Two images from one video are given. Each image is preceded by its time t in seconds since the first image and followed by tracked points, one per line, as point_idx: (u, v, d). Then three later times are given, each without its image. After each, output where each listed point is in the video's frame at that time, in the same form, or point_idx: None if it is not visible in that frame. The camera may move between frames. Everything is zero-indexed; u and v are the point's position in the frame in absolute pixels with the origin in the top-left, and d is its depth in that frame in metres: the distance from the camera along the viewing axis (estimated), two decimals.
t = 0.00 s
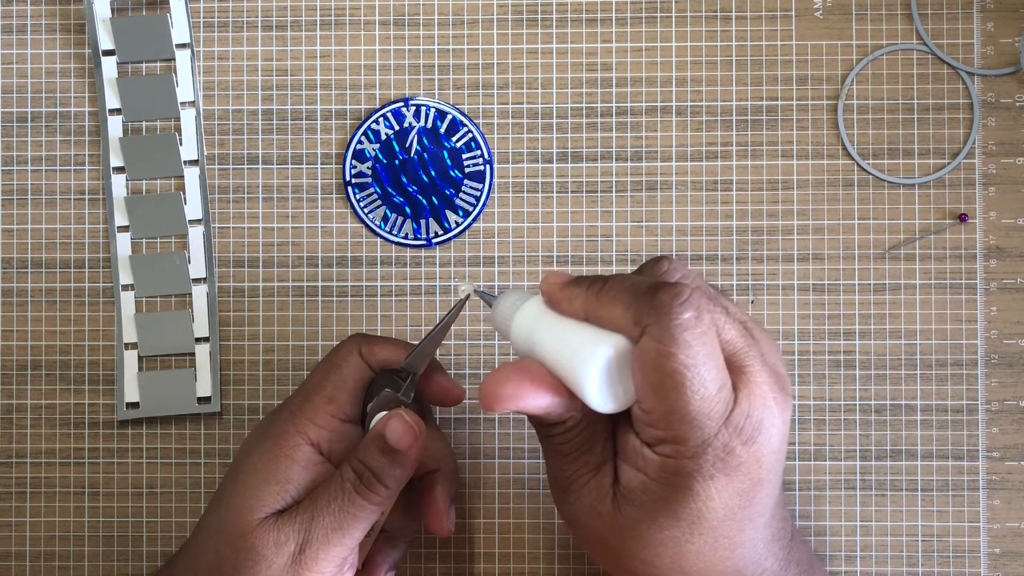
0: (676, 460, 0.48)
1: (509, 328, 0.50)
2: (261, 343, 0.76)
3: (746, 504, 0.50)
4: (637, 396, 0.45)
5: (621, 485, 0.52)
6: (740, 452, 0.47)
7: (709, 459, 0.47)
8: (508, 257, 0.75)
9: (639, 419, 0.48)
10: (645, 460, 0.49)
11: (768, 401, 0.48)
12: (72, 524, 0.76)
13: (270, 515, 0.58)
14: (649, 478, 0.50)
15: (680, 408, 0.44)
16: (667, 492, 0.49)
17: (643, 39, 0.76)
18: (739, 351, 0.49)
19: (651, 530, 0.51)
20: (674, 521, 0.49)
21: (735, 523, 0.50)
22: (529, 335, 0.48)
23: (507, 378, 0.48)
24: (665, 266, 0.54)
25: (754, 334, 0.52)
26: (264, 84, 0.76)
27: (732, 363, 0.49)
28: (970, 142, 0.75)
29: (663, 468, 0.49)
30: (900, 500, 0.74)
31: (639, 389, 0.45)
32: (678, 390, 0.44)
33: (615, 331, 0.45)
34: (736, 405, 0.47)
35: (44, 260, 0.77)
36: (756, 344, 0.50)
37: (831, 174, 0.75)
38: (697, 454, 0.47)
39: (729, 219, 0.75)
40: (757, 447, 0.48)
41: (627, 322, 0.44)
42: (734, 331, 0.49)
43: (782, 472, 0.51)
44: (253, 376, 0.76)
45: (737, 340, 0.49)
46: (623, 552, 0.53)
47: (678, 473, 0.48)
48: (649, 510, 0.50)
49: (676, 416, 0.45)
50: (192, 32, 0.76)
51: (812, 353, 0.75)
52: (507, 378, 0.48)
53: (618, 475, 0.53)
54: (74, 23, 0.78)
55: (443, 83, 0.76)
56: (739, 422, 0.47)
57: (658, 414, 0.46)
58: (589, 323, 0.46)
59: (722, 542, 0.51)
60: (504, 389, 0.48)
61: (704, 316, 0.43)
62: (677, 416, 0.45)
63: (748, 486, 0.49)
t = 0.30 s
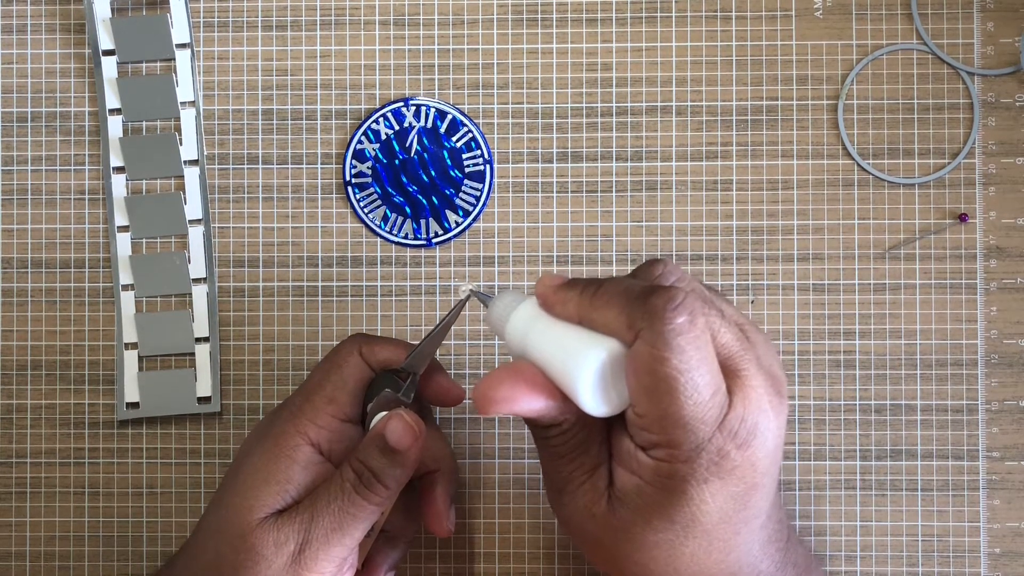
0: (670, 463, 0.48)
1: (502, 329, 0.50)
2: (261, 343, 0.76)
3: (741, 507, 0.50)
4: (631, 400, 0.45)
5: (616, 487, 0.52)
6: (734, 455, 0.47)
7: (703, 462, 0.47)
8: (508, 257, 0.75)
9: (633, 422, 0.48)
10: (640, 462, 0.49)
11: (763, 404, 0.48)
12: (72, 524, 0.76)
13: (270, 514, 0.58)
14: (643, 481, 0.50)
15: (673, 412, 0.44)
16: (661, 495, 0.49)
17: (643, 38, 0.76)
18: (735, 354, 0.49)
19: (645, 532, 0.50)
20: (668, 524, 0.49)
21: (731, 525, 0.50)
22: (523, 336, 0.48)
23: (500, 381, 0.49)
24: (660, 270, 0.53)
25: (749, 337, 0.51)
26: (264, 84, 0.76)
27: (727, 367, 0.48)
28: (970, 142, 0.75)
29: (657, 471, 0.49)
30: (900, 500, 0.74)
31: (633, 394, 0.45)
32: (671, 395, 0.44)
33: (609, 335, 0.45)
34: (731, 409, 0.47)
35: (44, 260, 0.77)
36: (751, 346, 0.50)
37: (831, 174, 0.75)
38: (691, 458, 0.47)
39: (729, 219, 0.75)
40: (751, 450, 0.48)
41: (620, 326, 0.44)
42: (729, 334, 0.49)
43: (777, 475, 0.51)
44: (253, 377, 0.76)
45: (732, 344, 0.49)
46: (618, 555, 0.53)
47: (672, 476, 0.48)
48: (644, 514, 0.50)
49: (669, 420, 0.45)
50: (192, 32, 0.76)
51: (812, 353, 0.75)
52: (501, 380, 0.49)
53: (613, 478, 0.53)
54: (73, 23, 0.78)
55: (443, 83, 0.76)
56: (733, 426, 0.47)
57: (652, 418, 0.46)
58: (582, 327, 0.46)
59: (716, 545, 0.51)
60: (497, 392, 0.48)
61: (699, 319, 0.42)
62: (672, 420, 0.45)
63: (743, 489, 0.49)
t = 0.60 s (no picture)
0: (665, 470, 0.48)
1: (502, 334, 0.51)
2: (261, 343, 0.76)
3: (737, 514, 0.50)
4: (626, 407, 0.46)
5: (612, 494, 0.52)
6: (730, 462, 0.47)
7: (698, 469, 0.47)
8: (508, 257, 0.75)
9: (629, 429, 0.48)
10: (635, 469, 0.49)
11: (757, 411, 0.48)
12: (72, 524, 0.76)
13: (266, 511, 0.58)
14: (638, 488, 0.50)
15: (668, 419, 0.44)
16: (657, 502, 0.49)
17: (643, 39, 0.76)
18: (729, 360, 0.49)
19: (640, 539, 0.50)
20: (663, 531, 0.49)
21: (727, 533, 0.50)
22: (520, 341, 0.49)
23: (498, 387, 0.49)
24: (656, 275, 0.54)
25: (745, 343, 0.52)
26: (264, 84, 0.76)
27: (722, 373, 0.48)
28: (970, 142, 0.75)
29: (653, 478, 0.48)
30: (900, 500, 0.74)
31: (628, 400, 0.45)
32: (667, 403, 0.44)
33: (604, 342, 0.45)
34: (726, 415, 0.47)
35: (44, 260, 0.77)
36: (746, 353, 0.50)
37: (831, 174, 0.75)
38: (686, 464, 0.47)
39: (729, 219, 0.75)
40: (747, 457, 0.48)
41: (615, 334, 0.44)
42: (723, 340, 0.49)
43: (773, 481, 0.51)
44: (253, 376, 0.76)
45: (727, 350, 0.49)
46: (614, 562, 0.53)
47: (668, 483, 0.48)
48: (640, 521, 0.50)
49: (664, 428, 0.45)
50: (192, 32, 0.76)
51: (812, 352, 0.75)
52: (497, 387, 0.49)
53: (609, 484, 0.53)
54: (73, 23, 0.78)
55: (443, 83, 0.76)
56: (729, 432, 0.47)
57: (647, 426, 0.46)
58: (577, 334, 0.46)
59: (713, 553, 0.50)
60: (494, 398, 0.49)
61: (694, 325, 0.42)
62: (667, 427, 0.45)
63: (738, 496, 0.49)
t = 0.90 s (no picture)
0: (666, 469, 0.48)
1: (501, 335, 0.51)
2: (261, 343, 0.76)
3: (738, 514, 0.50)
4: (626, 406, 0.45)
5: (612, 493, 0.52)
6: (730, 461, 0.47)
7: (699, 469, 0.47)
8: (508, 257, 0.75)
9: (630, 429, 0.48)
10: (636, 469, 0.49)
11: (757, 411, 0.48)
12: (72, 524, 0.76)
13: (261, 509, 0.58)
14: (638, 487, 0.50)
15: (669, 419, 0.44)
16: (657, 502, 0.49)
17: (643, 39, 0.76)
18: (730, 360, 0.49)
19: (641, 539, 0.50)
20: (664, 531, 0.49)
21: (727, 533, 0.50)
22: (520, 341, 0.49)
23: (498, 388, 0.49)
24: (656, 274, 0.54)
25: (745, 342, 0.52)
26: (264, 84, 0.76)
27: (722, 372, 0.49)
28: (970, 142, 0.75)
29: (653, 477, 0.48)
30: (900, 500, 0.74)
31: (630, 400, 0.45)
32: (668, 402, 0.44)
33: (605, 342, 0.45)
34: (727, 415, 0.47)
35: (44, 260, 0.77)
36: (746, 352, 0.50)
37: (831, 174, 0.75)
38: (687, 464, 0.47)
39: (729, 219, 0.75)
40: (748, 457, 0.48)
41: (616, 333, 0.44)
42: (724, 340, 0.49)
43: (773, 481, 0.51)
44: (253, 376, 0.76)
45: (728, 349, 0.49)
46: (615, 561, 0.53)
47: (668, 483, 0.48)
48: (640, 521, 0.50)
49: (665, 428, 0.45)
50: (192, 32, 0.76)
51: (812, 353, 0.75)
52: (498, 387, 0.49)
53: (609, 485, 0.53)
54: (74, 23, 0.78)
55: (443, 83, 0.76)
56: (729, 432, 0.47)
57: (648, 426, 0.45)
58: (580, 334, 0.46)
59: (714, 552, 0.50)
60: (495, 399, 0.49)
61: (694, 325, 0.43)
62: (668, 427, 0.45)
63: (738, 496, 0.49)
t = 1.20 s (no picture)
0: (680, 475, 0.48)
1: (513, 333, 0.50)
2: (261, 343, 0.76)
3: (749, 520, 0.50)
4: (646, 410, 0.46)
5: (624, 499, 0.52)
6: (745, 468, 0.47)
7: (715, 475, 0.47)
8: (508, 257, 0.75)
9: (646, 434, 0.48)
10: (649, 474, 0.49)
11: (774, 417, 0.48)
12: (72, 524, 0.76)
13: (258, 508, 0.58)
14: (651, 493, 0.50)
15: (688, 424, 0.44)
16: (670, 508, 0.49)
17: (643, 38, 0.76)
18: (748, 366, 0.49)
19: (652, 544, 0.50)
20: (677, 537, 0.49)
21: (739, 539, 0.50)
22: (535, 341, 0.48)
23: (512, 390, 0.49)
24: (674, 276, 0.54)
25: (762, 348, 0.52)
26: (264, 84, 0.76)
27: (740, 378, 0.49)
28: (970, 142, 0.75)
29: (666, 483, 0.48)
30: (900, 500, 0.74)
31: (648, 405, 0.45)
32: (688, 408, 0.44)
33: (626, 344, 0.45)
34: (744, 421, 0.47)
35: (44, 260, 0.77)
36: (763, 358, 0.50)
37: (831, 174, 0.75)
38: (703, 471, 0.47)
39: (729, 219, 0.75)
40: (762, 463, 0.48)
41: (638, 336, 0.44)
42: (742, 346, 0.49)
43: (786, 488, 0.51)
44: (253, 376, 0.76)
45: (746, 355, 0.49)
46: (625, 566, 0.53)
47: (683, 488, 0.48)
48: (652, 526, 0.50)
49: (683, 433, 0.45)
50: (192, 32, 0.76)
51: (812, 352, 0.75)
52: (514, 390, 0.49)
53: (620, 491, 0.53)
54: (74, 23, 0.78)
55: (443, 83, 0.76)
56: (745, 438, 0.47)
57: (666, 431, 0.46)
58: (597, 335, 0.46)
59: (725, 558, 0.50)
60: (511, 402, 0.48)
61: (716, 331, 0.43)
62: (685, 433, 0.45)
63: (752, 502, 0.49)
